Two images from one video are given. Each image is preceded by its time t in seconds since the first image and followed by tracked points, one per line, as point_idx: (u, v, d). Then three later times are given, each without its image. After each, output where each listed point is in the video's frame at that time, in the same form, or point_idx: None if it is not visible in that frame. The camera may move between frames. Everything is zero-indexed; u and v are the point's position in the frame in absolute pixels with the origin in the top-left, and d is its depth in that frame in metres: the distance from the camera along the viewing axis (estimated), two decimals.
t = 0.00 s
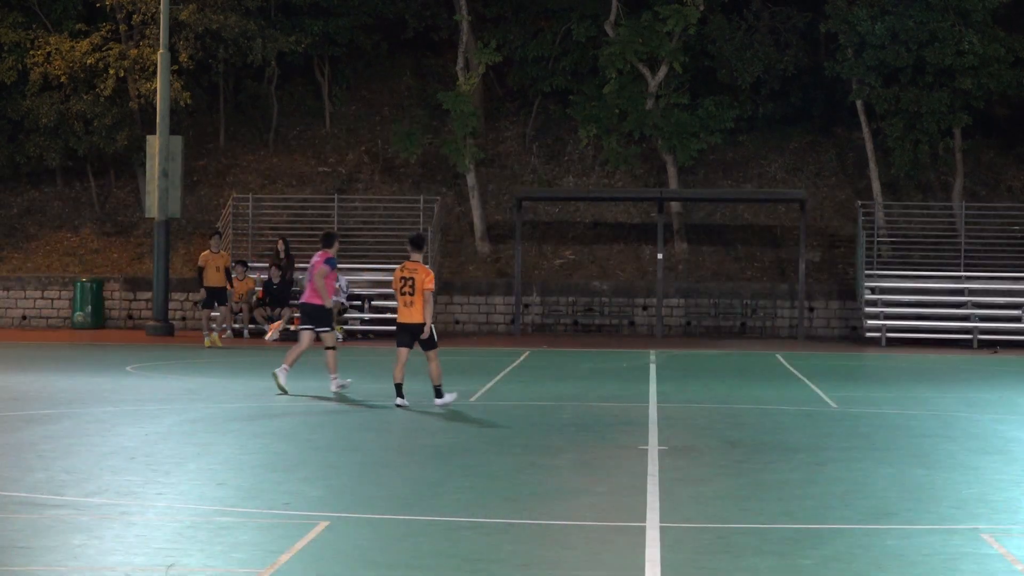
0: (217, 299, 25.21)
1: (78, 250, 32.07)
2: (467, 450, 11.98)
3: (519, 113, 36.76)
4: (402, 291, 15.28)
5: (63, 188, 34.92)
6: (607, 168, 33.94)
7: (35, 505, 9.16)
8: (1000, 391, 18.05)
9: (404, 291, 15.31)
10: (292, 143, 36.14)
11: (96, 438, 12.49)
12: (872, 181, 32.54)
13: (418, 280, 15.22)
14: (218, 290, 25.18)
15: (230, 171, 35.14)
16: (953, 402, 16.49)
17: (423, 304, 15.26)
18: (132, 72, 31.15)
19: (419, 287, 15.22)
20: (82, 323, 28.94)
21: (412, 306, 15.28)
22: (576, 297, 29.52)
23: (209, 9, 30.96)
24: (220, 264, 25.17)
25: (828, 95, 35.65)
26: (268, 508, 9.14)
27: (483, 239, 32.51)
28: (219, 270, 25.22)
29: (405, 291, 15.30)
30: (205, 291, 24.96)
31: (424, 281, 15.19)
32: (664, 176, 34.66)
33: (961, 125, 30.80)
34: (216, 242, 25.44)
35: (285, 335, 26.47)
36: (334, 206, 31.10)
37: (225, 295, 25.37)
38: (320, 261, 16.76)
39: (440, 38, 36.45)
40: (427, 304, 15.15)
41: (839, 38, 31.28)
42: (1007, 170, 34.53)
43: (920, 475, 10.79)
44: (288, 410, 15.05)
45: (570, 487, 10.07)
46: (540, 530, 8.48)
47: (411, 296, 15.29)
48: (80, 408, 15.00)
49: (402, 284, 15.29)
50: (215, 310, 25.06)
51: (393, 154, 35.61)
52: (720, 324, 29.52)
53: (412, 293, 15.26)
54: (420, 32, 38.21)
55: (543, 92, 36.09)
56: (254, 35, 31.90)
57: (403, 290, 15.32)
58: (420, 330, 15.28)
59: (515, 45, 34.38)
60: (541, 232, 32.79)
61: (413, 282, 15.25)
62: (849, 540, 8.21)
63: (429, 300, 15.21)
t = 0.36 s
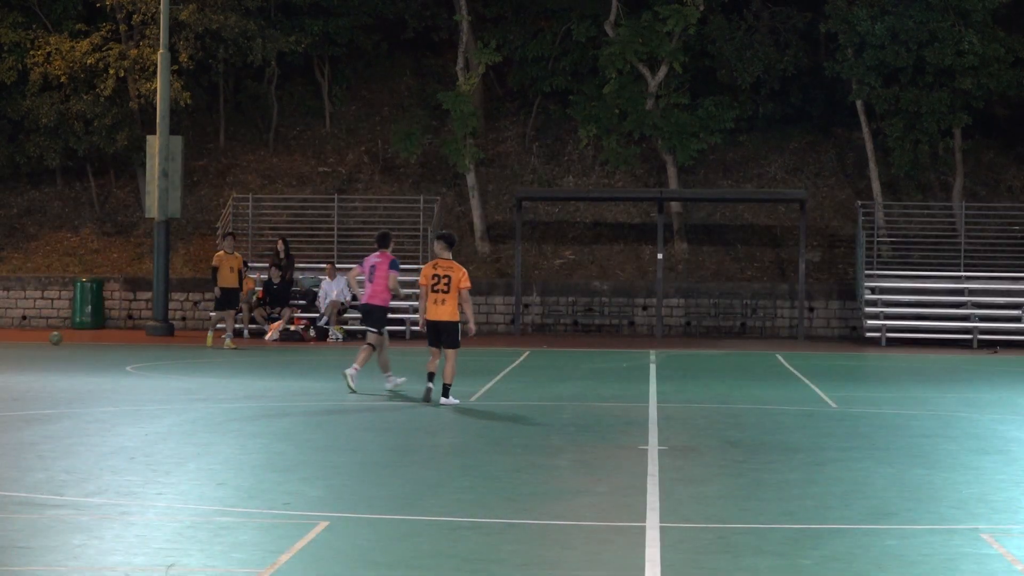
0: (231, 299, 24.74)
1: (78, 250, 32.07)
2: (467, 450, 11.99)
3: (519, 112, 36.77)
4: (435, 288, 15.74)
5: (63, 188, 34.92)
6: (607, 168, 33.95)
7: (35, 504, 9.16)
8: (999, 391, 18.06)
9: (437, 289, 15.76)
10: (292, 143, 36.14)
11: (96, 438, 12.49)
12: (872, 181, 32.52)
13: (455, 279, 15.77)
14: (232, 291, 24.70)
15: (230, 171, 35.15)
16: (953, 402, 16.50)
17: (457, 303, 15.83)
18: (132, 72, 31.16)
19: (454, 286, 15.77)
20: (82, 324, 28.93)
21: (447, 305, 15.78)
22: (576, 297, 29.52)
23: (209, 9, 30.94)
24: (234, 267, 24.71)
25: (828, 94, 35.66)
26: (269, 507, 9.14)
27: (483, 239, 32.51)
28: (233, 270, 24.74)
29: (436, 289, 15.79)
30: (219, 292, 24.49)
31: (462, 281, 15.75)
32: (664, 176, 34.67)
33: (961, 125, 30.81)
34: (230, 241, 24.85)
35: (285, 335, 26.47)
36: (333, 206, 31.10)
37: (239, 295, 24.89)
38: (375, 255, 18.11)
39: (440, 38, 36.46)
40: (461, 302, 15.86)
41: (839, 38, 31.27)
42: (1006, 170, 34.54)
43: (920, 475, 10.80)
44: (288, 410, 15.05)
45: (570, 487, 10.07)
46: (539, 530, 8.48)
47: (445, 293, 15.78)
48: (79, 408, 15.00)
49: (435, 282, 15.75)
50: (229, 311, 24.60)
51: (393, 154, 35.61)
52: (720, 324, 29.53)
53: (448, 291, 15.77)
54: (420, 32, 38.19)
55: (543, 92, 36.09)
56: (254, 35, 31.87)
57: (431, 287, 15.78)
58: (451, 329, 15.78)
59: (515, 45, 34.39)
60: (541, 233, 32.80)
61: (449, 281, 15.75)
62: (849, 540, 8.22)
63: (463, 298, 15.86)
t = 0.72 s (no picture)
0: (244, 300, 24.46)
1: (78, 250, 32.07)
2: (467, 450, 11.98)
3: (519, 112, 36.78)
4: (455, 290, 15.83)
5: (63, 188, 34.91)
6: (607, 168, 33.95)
7: (35, 505, 9.16)
8: (999, 391, 18.05)
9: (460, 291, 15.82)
10: (292, 143, 36.14)
11: (96, 438, 12.48)
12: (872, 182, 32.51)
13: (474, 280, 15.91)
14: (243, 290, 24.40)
15: (231, 171, 35.16)
16: (953, 402, 16.49)
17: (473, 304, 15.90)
18: (132, 72, 31.17)
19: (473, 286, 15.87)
20: (82, 324, 28.93)
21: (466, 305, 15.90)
22: (576, 297, 29.51)
23: (210, 9, 30.93)
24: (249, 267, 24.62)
25: (828, 94, 35.66)
26: (269, 507, 9.14)
27: (483, 239, 32.49)
28: (246, 270, 24.44)
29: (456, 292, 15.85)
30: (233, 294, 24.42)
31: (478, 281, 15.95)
32: (664, 176, 34.67)
33: (960, 125, 30.81)
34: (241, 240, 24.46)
35: (285, 335, 26.48)
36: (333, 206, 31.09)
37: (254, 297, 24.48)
38: (426, 256, 17.83)
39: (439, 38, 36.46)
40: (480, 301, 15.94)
41: (839, 39, 31.27)
42: (1006, 170, 34.55)
43: (920, 475, 10.79)
44: (288, 410, 15.04)
45: (569, 487, 10.07)
46: (539, 529, 8.48)
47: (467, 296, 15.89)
48: (79, 408, 14.99)
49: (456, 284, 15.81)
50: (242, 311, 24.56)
51: (393, 154, 35.62)
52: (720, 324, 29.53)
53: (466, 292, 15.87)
54: (420, 32, 38.17)
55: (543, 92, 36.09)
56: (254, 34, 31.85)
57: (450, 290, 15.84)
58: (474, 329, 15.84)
59: (515, 45, 34.42)
60: (541, 232, 32.79)
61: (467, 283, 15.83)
62: (849, 540, 8.21)
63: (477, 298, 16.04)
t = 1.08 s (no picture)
0: (259, 300, 24.55)
1: (78, 250, 32.07)
2: (467, 450, 11.98)
3: (519, 112, 36.78)
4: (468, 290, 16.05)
5: (63, 188, 34.91)
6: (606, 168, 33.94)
7: (35, 505, 9.16)
8: (999, 391, 18.05)
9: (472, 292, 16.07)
10: (292, 143, 36.14)
11: (95, 438, 12.48)
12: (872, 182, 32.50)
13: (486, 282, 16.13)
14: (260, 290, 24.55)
15: (231, 171, 35.16)
16: (953, 402, 16.50)
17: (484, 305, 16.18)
18: (132, 72, 31.17)
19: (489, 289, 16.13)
20: (82, 324, 28.93)
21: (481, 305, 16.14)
22: (576, 297, 29.51)
23: (210, 9, 30.93)
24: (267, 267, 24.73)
25: (828, 94, 35.65)
26: (269, 508, 9.15)
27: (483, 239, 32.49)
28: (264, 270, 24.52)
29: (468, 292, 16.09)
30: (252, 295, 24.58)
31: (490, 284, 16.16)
32: (664, 176, 34.68)
33: (961, 125, 30.80)
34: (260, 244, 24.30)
35: (285, 335, 26.48)
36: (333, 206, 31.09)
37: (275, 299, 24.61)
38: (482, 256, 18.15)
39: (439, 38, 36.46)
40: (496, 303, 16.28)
41: (839, 38, 31.27)
42: (1007, 170, 34.55)
43: (920, 475, 10.79)
44: (287, 410, 15.05)
45: (569, 487, 10.08)
46: (539, 530, 8.47)
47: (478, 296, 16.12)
48: (79, 408, 14.99)
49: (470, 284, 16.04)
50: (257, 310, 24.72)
51: (393, 154, 35.62)
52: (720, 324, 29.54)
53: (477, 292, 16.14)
54: (420, 32, 38.18)
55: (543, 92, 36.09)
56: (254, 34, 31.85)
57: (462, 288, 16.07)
58: (491, 329, 16.32)
59: (515, 45, 34.44)
60: (541, 232, 32.79)
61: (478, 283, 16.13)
62: (849, 540, 8.21)
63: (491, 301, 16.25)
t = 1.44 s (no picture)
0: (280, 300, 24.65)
1: (78, 250, 32.07)
2: (467, 450, 11.99)
3: (519, 112, 36.79)
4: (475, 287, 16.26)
5: (63, 188, 34.91)
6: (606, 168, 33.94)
7: (35, 505, 9.16)
8: (999, 391, 18.06)
9: (485, 287, 16.28)
10: (292, 143, 36.16)
11: (96, 438, 12.48)
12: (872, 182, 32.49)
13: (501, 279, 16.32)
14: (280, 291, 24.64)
15: (231, 171, 35.16)
16: (953, 402, 16.51)
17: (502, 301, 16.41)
18: (132, 72, 31.18)
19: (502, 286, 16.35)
20: (82, 324, 28.92)
21: (497, 303, 16.28)
22: (576, 297, 29.53)
23: (210, 9, 30.93)
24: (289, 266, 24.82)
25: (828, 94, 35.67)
26: (269, 507, 9.15)
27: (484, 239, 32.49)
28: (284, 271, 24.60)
29: (483, 288, 16.29)
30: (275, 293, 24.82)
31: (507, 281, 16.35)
32: (664, 176, 34.68)
33: (961, 125, 30.80)
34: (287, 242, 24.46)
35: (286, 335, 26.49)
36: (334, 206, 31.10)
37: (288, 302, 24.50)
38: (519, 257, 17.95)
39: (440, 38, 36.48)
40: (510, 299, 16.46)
41: (839, 38, 31.26)
42: (1007, 169, 34.56)
43: (921, 475, 10.79)
44: (288, 409, 15.04)
45: (570, 487, 10.07)
46: (540, 530, 8.47)
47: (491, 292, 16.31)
48: (79, 408, 14.99)
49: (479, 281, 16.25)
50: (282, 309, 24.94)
51: (393, 154, 35.63)
52: (720, 323, 29.55)
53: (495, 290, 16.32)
54: (420, 32, 38.18)
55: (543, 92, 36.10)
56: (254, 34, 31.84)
57: (473, 285, 16.33)
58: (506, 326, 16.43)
59: (515, 45, 34.47)
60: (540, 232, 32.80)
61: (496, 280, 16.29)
62: (849, 540, 8.22)
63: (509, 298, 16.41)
